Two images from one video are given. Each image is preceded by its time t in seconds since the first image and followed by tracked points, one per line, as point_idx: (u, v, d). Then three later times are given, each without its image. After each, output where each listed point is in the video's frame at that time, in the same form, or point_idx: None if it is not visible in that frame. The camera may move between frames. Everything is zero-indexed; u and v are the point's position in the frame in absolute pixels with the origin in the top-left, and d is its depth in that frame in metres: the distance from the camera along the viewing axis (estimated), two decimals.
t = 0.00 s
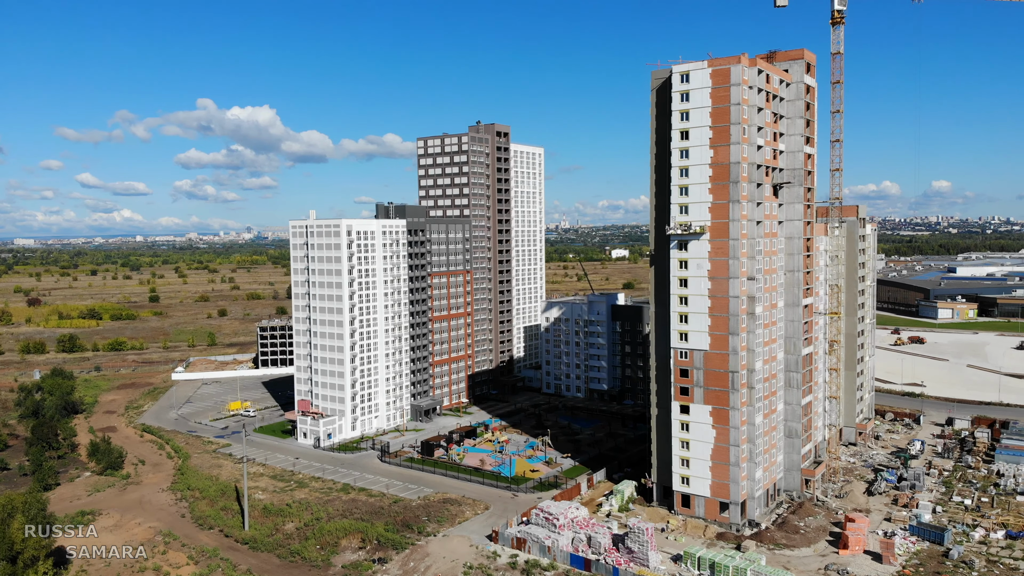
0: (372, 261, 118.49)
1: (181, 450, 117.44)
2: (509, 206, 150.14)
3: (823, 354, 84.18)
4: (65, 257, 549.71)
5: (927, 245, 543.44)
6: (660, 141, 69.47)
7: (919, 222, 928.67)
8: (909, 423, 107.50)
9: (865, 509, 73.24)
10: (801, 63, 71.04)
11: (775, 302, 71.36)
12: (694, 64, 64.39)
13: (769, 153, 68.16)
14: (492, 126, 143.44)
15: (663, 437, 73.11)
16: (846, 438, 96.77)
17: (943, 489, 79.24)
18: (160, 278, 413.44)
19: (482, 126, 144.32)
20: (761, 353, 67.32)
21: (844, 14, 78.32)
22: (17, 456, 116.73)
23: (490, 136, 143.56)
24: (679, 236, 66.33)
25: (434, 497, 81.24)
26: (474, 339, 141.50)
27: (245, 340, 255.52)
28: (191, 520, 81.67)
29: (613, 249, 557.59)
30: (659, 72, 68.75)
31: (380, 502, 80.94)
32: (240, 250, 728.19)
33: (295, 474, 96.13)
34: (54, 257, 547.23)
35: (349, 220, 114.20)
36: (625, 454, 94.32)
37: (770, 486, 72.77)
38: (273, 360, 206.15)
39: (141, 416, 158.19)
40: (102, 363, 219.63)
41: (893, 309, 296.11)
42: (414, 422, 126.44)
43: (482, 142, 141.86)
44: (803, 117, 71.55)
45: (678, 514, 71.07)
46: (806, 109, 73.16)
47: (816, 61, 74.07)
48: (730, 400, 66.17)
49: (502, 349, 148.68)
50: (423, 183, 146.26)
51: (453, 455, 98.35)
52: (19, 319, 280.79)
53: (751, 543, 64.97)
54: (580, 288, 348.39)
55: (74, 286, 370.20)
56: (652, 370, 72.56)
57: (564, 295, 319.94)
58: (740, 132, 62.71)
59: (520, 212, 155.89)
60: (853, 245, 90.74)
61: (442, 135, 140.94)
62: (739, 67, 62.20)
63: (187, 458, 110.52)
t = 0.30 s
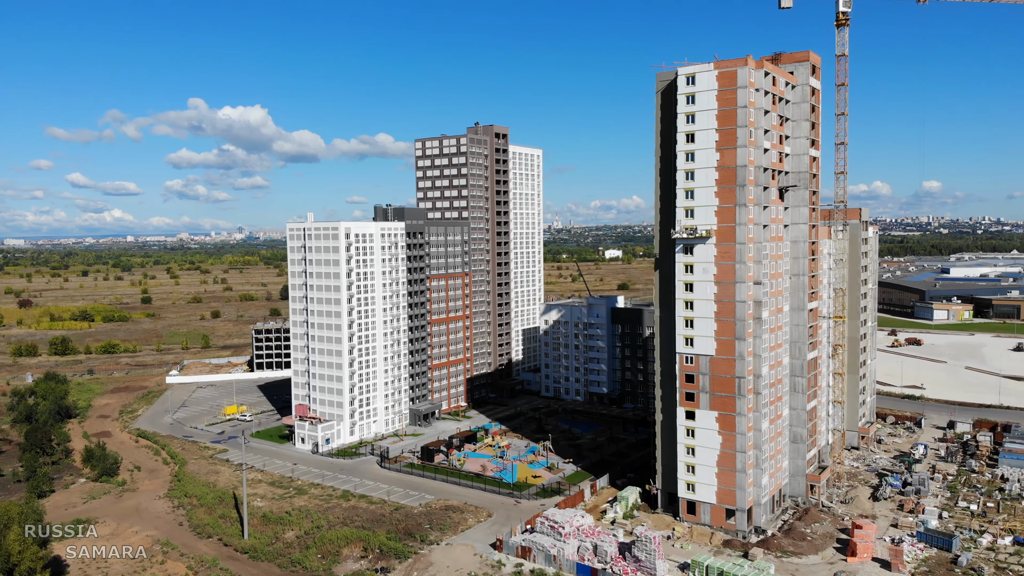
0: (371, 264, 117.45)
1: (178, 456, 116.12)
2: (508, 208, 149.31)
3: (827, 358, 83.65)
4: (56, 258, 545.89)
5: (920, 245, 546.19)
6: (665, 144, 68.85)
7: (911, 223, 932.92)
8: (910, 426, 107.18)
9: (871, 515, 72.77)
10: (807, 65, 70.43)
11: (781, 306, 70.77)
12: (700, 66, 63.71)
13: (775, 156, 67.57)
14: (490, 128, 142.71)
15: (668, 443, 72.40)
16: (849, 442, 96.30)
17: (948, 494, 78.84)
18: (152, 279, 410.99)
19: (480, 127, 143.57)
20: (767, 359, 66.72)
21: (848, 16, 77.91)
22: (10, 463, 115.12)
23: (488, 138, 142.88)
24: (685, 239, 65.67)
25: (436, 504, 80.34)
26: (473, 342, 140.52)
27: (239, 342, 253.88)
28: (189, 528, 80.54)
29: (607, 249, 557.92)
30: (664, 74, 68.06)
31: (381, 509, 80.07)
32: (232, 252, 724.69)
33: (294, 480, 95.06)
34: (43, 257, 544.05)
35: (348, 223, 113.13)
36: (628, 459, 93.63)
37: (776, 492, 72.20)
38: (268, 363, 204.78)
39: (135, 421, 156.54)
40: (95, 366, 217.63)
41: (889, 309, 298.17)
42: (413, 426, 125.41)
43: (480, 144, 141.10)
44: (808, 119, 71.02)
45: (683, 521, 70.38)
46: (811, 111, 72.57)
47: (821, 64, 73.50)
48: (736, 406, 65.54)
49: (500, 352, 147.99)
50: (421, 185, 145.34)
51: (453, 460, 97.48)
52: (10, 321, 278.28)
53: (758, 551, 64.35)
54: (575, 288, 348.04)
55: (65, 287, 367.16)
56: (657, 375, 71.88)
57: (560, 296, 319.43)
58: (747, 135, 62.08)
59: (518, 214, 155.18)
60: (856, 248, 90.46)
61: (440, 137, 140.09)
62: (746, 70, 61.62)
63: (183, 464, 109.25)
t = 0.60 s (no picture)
0: (369, 267, 116.39)
1: (173, 461, 114.75)
2: (506, 209, 148.51)
3: (830, 362, 83.12)
4: (46, 258, 541.12)
5: (912, 245, 549.47)
6: (669, 147, 68.15)
7: (903, 223, 937.08)
8: (911, 430, 106.94)
9: (876, 521, 72.33)
10: (811, 67, 69.87)
11: (786, 310, 70.21)
12: (705, 68, 63.01)
13: (781, 159, 66.98)
14: (488, 129, 141.90)
15: (672, 449, 71.69)
16: (851, 445, 95.92)
17: (952, 499, 78.53)
18: (143, 280, 407.81)
19: (478, 128, 142.71)
20: (772, 364, 66.11)
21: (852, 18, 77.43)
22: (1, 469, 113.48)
23: (486, 139, 142.03)
24: (689, 243, 64.98)
25: (437, 511, 79.39)
26: (470, 345, 139.52)
27: (233, 344, 251.92)
28: (186, 537, 79.38)
29: (600, 249, 558.35)
30: (668, 75, 67.33)
31: (381, 517, 79.10)
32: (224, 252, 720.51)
33: (292, 486, 93.92)
34: (32, 257, 539.36)
35: (345, 225, 112.09)
36: (629, 464, 92.95)
37: (781, 499, 71.61)
38: (263, 366, 203.13)
39: (129, 425, 154.85)
40: (87, 369, 215.38)
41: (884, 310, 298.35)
42: (411, 431, 124.34)
43: (478, 145, 140.31)
44: (813, 122, 70.50)
45: (688, 528, 69.68)
46: (816, 114, 72.02)
47: (825, 66, 72.93)
48: (741, 411, 64.90)
49: (498, 355, 147.14)
50: (418, 186, 144.35)
51: (453, 466, 96.58)
52: None
53: (764, 558, 63.75)
54: (569, 289, 347.31)
55: (56, 288, 363.91)
56: (661, 380, 71.14)
57: (554, 297, 318.49)
58: (752, 138, 61.44)
59: (516, 216, 154.32)
60: (858, 251, 90.14)
61: (437, 138, 139.19)
62: (752, 72, 60.94)
63: (179, 470, 107.88)
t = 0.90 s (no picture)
0: (367, 270, 115.35)
1: (168, 467, 113.38)
2: (504, 212, 147.73)
3: (834, 366, 82.60)
4: (36, 259, 536.99)
5: (901, 244, 553.17)
6: (673, 150, 67.51)
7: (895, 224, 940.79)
8: (912, 433, 106.69)
9: (881, 527, 71.96)
10: (815, 69, 69.42)
11: (791, 315, 69.64)
12: (710, 71, 62.36)
13: (786, 162, 66.41)
14: (486, 130, 141.05)
15: (676, 455, 71.01)
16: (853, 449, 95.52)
17: (957, 504, 78.17)
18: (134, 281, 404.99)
19: (475, 130, 141.86)
20: (778, 369, 65.52)
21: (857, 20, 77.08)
22: None
23: (484, 141, 141.24)
24: (694, 247, 64.32)
25: (438, 518, 78.43)
26: (468, 349, 138.64)
27: (226, 347, 250.09)
28: (183, 545, 78.27)
29: (594, 250, 558.71)
30: (672, 77, 66.71)
31: (381, 525, 78.14)
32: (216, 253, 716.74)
33: (289, 493, 92.80)
34: (22, 258, 535.33)
35: (343, 228, 110.99)
36: (631, 470, 92.26)
37: (786, 505, 70.99)
38: (257, 369, 201.58)
39: (123, 430, 153.17)
40: (79, 373, 213.28)
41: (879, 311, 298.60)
42: (409, 435, 123.29)
43: (476, 147, 139.47)
44: (817, 125, 69.98)
45: (692, 535, 69.00)
46: (820, 116, 71.49)
47: (829, 68, 72.43)
48: (747, 417, 64.26)
49: (496, 358, 146.33)
50: (416, 188, 143.42)
51: (453, 472, 95.64)
52: None
53: (771, 566, 63.13)
54: (564, 290, 346.81)
55: (46, 289, 361.03)
56: (665, 386, 70.44)
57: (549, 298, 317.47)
58: (758, 142, 60.82)
59: (514, 218, 153.48)
60: (861, 254, 89.69)
61: (435, 140, 138.30)
62: (758, 74, 60.30)
63: (174, 477, 106.54)
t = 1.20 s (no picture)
0: (365, 273, 114.32)
1: (164, 473, 112.02)
2: (502, 214, 146.93)
3: (838, 369, 82.15)
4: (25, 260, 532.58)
5: (892, 245, 555.15)
6: (678, 153, 66.88)
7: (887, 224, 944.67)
8: (913, 436, 106.46)
9: (887, 533, 71.55)
10: (821, 71, 68.95)
11: (796, 320, 69.17)
12: (716, 72, 61.74)
13: (791, 165, 65.89)
14: (484, 131, 140.22)
15: (681, 461, 70.35)
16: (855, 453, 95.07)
17: (961, 509, 77.82)
18: (124, 282, 401.96)
19: (473, 131, 140.98)
20: (784, 374, 64.89)
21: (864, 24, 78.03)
22: None
23: (482, 142, 140.38)
24: (700, 251, 63.65)
25: (440, 525, 77.55)
26: (467, 352, 137.90)
27: (220, 349, 248.29)
28: (180, 555, 77.11)
29: (588, 250, 558.54)
30: (677, 79, 66.13)
31: (382, 532, 77.25)
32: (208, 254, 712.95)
33: (288, 500, 91.73)
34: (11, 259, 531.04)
35: (341, 230, 109.96)
36: (633, 475, 91.60)
37: (791, 511, 70.37)
38: (251, 372, 200.10)
39: (116, 435, 151.52)
40: (72, 376, 211.16)
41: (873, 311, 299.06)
42: (407, 440, 122.31)
43: (473, 148, 138.62)
44: (822, 127, 69.52)
45: (697, 542, 68.37)
46: (825, 119, 71.07)
47: (834, 70, 71.99)
48: (753, 423, 63.64)
49: (494, 361, 145.52)
50: (413, 190, 142.53)
51: (453, 477, 94.71)
52: None
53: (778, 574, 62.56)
54: (558, 291, 346.20)
55: (36, 290, 357.76)
56: (670, 391, 69.74)
57: (544, 299, 316.56)
58: (765, 144, 60.21)
59: (512, 220, 152.76)
60: (863, 257, 89.28)
61: (433, 141, 137.36)
62: (764, 76, 59.70)
63: (171, 483, 105.23)
